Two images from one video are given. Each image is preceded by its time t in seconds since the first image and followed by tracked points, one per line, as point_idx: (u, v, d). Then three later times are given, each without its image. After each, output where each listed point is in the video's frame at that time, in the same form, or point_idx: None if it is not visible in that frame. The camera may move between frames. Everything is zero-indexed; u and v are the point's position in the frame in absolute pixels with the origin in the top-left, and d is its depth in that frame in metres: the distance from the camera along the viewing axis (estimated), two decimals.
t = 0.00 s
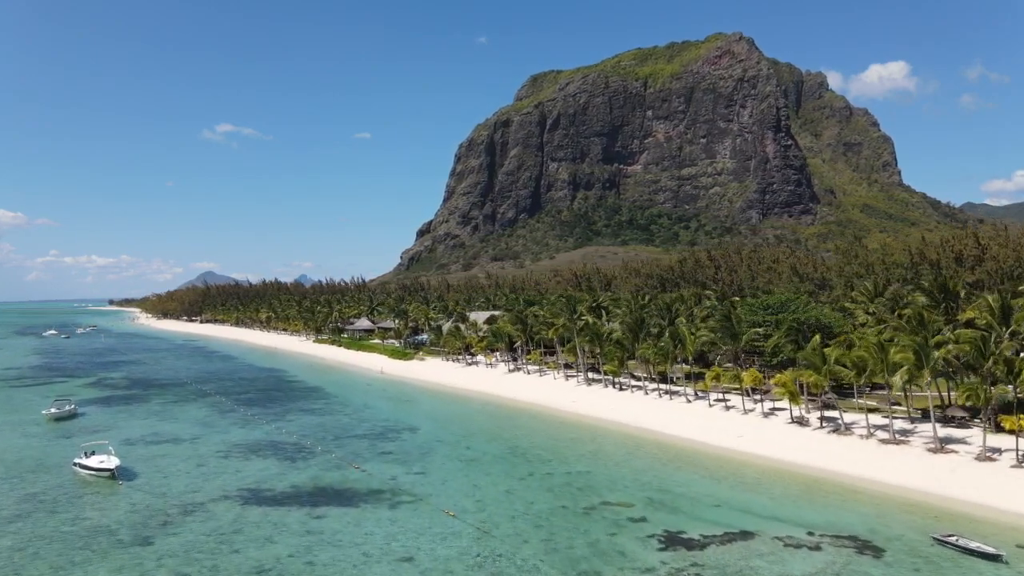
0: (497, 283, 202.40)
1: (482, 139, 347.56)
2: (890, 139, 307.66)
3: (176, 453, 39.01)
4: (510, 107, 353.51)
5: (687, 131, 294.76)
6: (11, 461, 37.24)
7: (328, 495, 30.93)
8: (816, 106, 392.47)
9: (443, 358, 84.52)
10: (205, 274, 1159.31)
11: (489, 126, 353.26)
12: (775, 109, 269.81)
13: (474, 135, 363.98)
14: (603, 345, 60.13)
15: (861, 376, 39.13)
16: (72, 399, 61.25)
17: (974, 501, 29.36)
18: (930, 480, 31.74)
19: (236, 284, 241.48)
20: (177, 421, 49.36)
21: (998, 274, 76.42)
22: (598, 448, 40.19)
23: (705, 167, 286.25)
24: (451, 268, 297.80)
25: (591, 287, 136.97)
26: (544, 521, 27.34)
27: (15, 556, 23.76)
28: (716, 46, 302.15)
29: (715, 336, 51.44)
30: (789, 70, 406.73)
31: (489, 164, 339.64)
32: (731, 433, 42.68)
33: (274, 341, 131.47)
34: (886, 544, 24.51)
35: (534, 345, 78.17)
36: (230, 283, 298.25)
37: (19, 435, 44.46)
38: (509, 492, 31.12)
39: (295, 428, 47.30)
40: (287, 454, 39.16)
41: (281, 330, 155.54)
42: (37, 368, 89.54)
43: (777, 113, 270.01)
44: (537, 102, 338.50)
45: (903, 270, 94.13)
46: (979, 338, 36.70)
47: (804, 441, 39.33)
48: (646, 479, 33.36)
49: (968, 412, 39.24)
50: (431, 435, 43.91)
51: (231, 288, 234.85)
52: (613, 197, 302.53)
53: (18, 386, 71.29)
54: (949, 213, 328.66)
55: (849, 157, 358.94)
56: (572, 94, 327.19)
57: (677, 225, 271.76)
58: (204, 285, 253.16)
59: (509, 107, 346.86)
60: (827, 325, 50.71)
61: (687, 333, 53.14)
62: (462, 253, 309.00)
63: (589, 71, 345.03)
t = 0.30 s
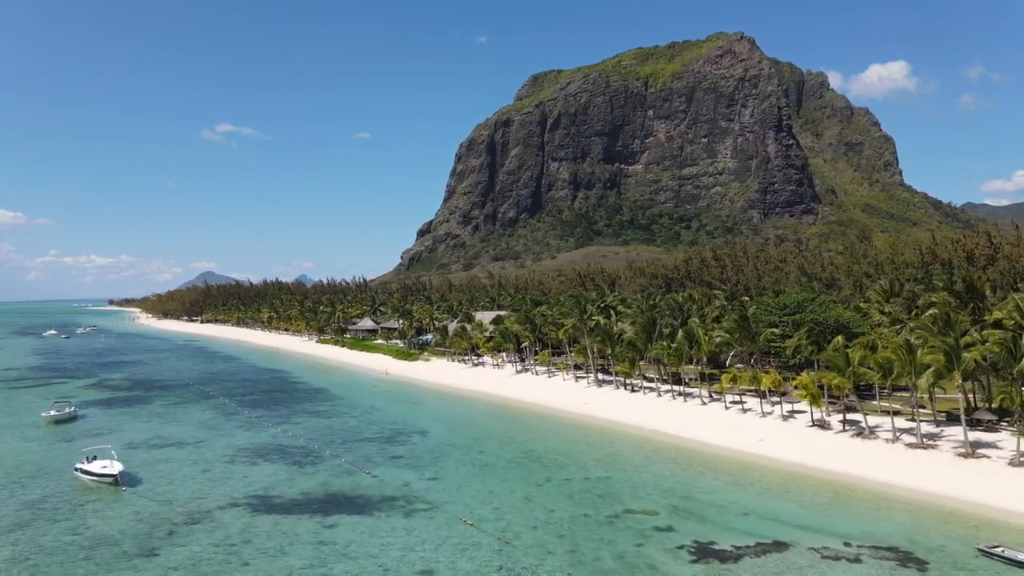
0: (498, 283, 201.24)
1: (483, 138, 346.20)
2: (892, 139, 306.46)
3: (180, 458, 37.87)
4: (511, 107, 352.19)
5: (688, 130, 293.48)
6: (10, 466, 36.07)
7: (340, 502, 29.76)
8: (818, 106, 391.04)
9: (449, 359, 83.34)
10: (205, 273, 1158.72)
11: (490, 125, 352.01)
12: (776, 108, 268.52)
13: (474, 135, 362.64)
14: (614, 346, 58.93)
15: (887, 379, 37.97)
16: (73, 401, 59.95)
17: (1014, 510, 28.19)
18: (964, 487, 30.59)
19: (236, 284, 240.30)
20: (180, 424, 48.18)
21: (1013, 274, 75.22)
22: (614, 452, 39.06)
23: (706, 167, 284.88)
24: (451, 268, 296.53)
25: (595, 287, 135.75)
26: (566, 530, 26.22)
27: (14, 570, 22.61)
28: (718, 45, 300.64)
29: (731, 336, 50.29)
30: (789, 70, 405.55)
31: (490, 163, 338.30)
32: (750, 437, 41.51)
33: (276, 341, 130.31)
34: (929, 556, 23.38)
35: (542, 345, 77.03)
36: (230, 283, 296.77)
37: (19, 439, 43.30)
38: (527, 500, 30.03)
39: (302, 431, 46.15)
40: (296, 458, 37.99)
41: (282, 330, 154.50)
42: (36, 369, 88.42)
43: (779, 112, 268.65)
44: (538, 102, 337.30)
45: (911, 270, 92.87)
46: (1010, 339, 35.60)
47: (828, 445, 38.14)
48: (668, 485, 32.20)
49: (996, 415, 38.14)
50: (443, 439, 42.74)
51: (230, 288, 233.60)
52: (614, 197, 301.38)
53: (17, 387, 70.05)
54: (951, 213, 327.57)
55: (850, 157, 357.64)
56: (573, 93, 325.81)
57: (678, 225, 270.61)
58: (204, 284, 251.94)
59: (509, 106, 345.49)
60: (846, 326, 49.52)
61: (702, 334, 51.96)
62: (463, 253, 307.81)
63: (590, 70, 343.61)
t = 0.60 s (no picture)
0: (498, 284, 200.23)
1: (484, 138, 345.07)
2: (893, 139, 305.55)
3: (184, 462, 36.69)
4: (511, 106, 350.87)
5: (689, 130, 292.42)
6: (9, 471, 34.94)
7: (353, 511, 28.62)
8: (819, 106, 390.08)
9: (455, 360, 82.13)
10: (206, 274, 1158.21)
11: (490, 125, 350.83)
12: (777, 108, 267.39)
13: (475, 134, 361.43)
14: (626, 347, 57.91)
15: (914, 382, 36.77)
16: (73, 402, 58.85)
17: None
18: (997, 492, 29.59)
19: (236, 284, 239.37)
20: (183, 427, 47.01)
21: None
22: (631, 456, 37.95)
23: (707, 166, 283.77)
24: (452, 268, 295.55)
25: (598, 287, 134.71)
26: (591, 541, 25.12)
27: None
28: (719, 45, 299.49)
29: (749, 337, 49.07)
30: (790, 70, 404.64)
31: (491, 163, 337.18)
32: (771, 441, 40.36)
33: (278, 341, 129.17)
34: (974, 569, 22.40)
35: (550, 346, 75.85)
36: (230, 284, 295.17)
37: (18, 442, 42.16)
38: (547, 508, 28.98)
39: (309, 434, 45.01)
40: (303, 463, 36.82)
41: (283, 330, 153.48)
42: (36, 369, 87.27)
43: (780, 112, 267.47)
44: (538, 102, 336.21)
45: (919, 271, 91.81)
46: None
47: (851, 449, 37.05)
48: (691, 492, 31.10)
49: None
50: (455, 443, 41.55)
51: (230, 288, 232.59)
52: (615, 197, 300.37)
53: (16, 389, 68.79)
54: (952, 213, 326.58)
55: (851, 157, 356.59)
56: (574, 93, 324.75)
57: (679, 225, 269.67)
58: (205, 284, 250.77)
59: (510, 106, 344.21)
60: (867, 326, 48.42)
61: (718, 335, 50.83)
62: (464, 253, 306.72)
63: (591, 70, 342.50)
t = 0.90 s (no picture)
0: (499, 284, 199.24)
1: (484, 138, 343.92)
2: (895, 139, 304.55)
3: (188, 468, 35.55)
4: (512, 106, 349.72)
5: (690, 130, 291.31)
6: (8, 478, 33.82)
7: (365, 520, 27.48)
8: (820, 106, 389.09)
9: (460, 361, 80.98)
10: (206, 274, 1157.90)
11: (491, 125, 349.69)
12: (779, 107, 265.60)
13: (476, 134, 360.19)
14: (638, 349, 56.77)
15: (943, 385, 35.49)
16: (73, 405, 57.63)
17: None
18: None
19: (236, 284, 238.40)
20: (187, 431, 45.88)
21: None
22: (649, 462, 36.87)
23: (708, 166, 282.63)
24: (452, 268, 294.51)
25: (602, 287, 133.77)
26: (617, 553, 24.00)
27: None
28: (720, 44, 298.15)
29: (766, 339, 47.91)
30: (791, 70, 403.67)
31: (491, 163, 336.04)
32: (792, 446, 39.19)
33: (280, 342, 128.13)
34: None
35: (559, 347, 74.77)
36: (230, 284, 294.29)
37: (17, 447, 40.92)
38: (568, 517, 27.89)
39: (315, 438, 43.80)
40: (312, 469, 35.64)
41: (284, 331, 152.43)
42: (36, 370, 86.24)
43: (781, 112, 265.59)
44: (539, 101, 335.20)
45: (927, 271, 90.82)
46: None
47: (876, 454, 35.89)
48: (716, 499, 29.99)
49: None
50: (466, 448, 40.38)
51: (231, 288, 231.56)
52: (616, 197, 299.30)
53: (15, 390, 67.68)
54: (953, 213, 325.38)
55: (852, 157, 355.43)
56: (575, 93, 323.70)
57: (680, 225, 268.63)
58: (204, 284, 249.57)
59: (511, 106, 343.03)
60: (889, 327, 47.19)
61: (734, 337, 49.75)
62: (464, 253, 305.62)
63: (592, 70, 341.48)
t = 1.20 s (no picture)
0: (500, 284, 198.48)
1: (485, 138, 342.56)
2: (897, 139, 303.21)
3: (193, 473, 34.40)
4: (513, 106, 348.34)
5: (691, 129, 289.72)
6: (6, 484, 32.66)
7: (379, 530, 26.34)
8: (821, 105, 387.91)
9: (466, 362, 79.80)
10: (206, 274, 1157.57)
11: (491, 124, 348.40)
12: (781, 107, 262.67)
13: (476, 134, 358.60)
14: (651, 350, 55.59)
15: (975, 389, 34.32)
16: (74, 407, 56.55)
17: None
18: None
19: (237, 283, 237.63)
20: (191, 434, 44.70)
21: None
22: (668, 467, 35.67)
23: (709, 166, 281.24)
24: (453, 268, 293.62)
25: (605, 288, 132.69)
26: (645, 566, 22.89)
27: None
28: (722, 44, 295.92)
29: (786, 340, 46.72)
30: (792, 69, 402.35)
31: (492, 163, 334.84)
32: (815, 450, 38.01)
33: (282, 342, 127.02)
34: None
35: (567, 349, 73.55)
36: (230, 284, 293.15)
37: (16, 451, 39.79)
38: (591, 526, 26.77)
39: (322, 442, 42.64)
40: (321, 475, 34.47)
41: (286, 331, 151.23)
42: (36, 371, 85.24)
43: (783, 112, 262.37)
44: (540, 101, 333.80)
45: (937, 271, 89.64)
46: None
47: (904, 459, 34.69)
48: (743, 508, 28.81)
49: None
50: (479, 452, 39.27)
51: (231, 287, 230.87)
52: (616, 197, 298.24)
53: (14, 392, 66.53)
54: (955, 213, 324.34)
55: (853, 157, 354.31)
56: (576, 92, 322.33)
57: (681, 225, 267.52)
58: (205, 284, 248.49)
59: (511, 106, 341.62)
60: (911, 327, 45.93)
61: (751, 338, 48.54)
62: (465, 253, 304.55)
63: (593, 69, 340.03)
